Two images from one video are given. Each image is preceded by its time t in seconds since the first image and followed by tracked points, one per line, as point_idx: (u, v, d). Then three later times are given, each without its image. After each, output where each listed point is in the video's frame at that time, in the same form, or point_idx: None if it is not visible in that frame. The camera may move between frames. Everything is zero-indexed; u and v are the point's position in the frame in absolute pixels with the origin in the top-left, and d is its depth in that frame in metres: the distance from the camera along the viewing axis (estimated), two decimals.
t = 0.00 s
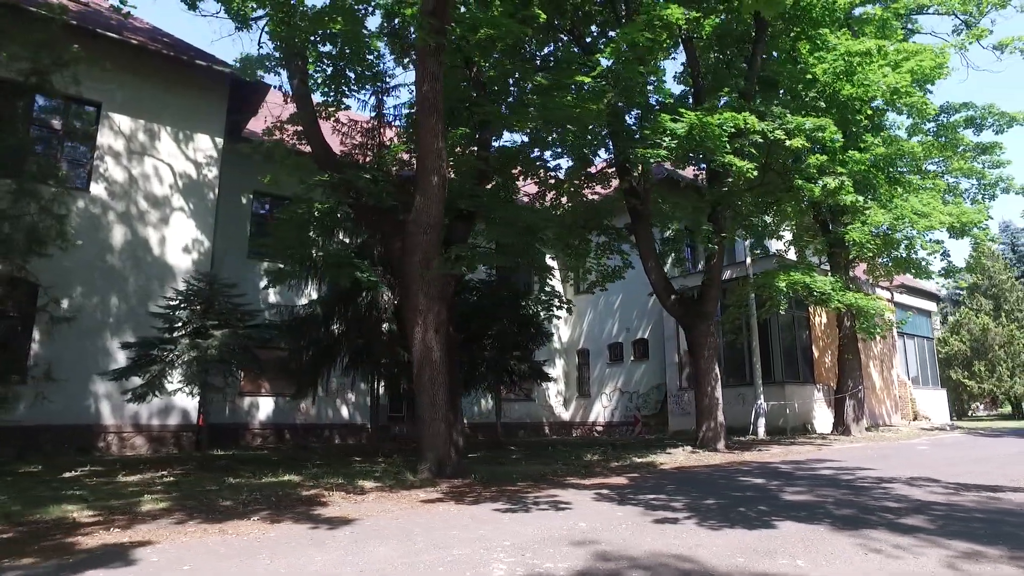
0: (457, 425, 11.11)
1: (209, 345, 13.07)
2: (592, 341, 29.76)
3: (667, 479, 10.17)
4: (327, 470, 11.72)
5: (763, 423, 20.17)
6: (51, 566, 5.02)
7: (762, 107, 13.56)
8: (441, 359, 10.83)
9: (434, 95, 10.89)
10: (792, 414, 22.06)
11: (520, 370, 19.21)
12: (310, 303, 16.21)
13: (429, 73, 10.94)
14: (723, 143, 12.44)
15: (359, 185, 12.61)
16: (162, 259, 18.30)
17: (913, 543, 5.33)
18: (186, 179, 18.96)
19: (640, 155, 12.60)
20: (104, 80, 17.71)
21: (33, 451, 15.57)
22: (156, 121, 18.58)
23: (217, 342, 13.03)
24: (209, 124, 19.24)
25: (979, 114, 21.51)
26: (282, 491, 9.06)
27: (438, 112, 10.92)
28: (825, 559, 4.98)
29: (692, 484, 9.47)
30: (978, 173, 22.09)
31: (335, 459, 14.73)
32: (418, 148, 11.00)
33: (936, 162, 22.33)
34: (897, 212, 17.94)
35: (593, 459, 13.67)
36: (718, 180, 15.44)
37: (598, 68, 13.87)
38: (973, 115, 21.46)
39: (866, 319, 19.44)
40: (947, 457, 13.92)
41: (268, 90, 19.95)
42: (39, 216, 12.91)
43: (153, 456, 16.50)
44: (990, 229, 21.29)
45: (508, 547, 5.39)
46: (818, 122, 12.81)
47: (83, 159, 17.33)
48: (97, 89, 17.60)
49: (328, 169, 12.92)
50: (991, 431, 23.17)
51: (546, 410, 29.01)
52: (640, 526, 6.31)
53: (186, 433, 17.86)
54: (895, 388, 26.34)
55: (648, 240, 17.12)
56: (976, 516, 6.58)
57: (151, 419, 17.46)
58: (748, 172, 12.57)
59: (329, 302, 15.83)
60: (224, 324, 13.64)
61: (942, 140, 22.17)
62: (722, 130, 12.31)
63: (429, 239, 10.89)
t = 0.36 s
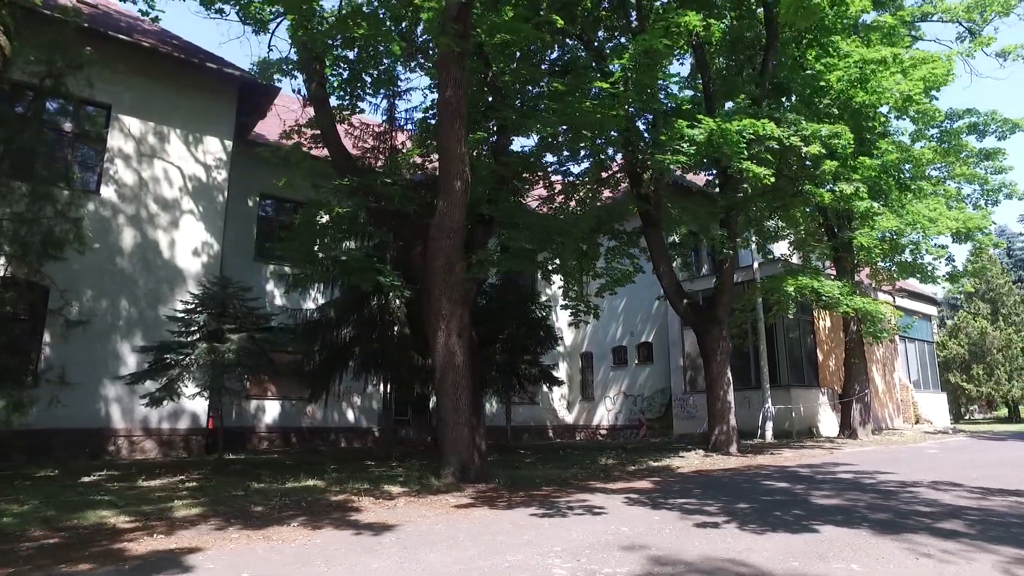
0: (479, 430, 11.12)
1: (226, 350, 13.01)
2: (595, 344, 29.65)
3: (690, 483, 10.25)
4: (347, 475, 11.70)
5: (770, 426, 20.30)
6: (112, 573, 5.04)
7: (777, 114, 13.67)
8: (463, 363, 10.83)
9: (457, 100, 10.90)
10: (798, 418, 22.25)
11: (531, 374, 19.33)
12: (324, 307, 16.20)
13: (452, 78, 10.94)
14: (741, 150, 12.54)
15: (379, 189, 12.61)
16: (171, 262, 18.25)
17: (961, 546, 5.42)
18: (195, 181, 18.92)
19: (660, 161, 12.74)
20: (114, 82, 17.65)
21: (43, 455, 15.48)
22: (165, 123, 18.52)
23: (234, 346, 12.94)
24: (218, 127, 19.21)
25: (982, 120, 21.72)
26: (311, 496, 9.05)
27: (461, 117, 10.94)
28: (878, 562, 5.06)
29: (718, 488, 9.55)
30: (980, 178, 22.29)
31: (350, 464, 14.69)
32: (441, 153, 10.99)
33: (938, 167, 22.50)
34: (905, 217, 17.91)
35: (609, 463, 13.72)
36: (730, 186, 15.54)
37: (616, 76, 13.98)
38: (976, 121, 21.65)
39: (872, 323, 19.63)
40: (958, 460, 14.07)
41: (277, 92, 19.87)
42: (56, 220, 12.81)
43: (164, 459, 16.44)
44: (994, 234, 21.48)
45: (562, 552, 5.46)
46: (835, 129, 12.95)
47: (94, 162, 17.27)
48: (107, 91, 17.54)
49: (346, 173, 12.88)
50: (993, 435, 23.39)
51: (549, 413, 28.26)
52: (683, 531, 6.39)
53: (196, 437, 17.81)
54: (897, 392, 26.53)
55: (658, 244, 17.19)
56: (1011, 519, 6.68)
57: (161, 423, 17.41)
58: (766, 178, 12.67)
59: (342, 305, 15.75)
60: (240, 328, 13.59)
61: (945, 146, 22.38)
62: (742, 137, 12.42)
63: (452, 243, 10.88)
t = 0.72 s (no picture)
0: (505, 433, 11.20)
1: (249, 354, 13.04)
2: (603, 348, 29.86)
3: (716, 485, 10.35)
4: (373, 478, 11.78)
5: (781, 428, 20.46)
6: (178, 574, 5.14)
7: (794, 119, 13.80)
8: (489, 367, 10.93)
9: (483, 106, 10.98)
10: (807, 420, 22.46)
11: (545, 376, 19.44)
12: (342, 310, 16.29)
13: (478, 84, 11.02)
14: (760, 155, 12.69)
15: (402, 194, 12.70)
16: (187, 266, 18.31)
17: (1008, 546, 5.52)
18: (210, 185, 18.98)
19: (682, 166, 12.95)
20: (129, 86, 17.71)
21: (61, 458, 15.53)
22: (180, 127, 18.59)
23: (257, 351, 12.99)
24: (231, 131, 19.29)
25: (989, 125, 21.90)
26: (345, 499, 9.14)
27: (487, 122, 11.02)
28: (929, 561, 5.16)
29: (746, 490, 9.65)
30: (987, 182, 22.46)
31: (369, 467, 14.77)
32: (466, 160, 11.08)
33: (944, 172, 22.37)
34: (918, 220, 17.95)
35: (628, 466, 13.82)
36: (745, 191, 15.70)
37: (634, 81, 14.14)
38: (983, 125, 21.82)
39: (881, 326, 19.77)
40: (973, 462, 14.23)
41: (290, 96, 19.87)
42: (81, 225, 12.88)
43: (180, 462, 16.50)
44: (1001, 238, 21.65)
45: (614, 553, 5.57)
46: (853, 135, 13.10)
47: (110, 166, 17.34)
48: (122, 96, 17.59)
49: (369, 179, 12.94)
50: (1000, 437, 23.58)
51: (557, 416, 28.47)
52: (726, 532, 6.49)
53: (212, 440, 17.86)
54: (903, 394, 26.71)
55: (673, 248, 17.31)
56: None
57: (177, 426, 17.46)
58: (785, 183, 12.83)
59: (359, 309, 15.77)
60: (263, 331, 13.64)
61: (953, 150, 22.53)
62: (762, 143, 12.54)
63: (478, 249, 10.97)
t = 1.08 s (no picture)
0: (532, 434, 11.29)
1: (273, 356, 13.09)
2: (609, 349, 30.04)
3: (742, 485, 10.46)
4: (399, 479, 11.87)
5: (792, 429, 20.60)
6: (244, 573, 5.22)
7: (812, 122, 13.93)
8: (516, 368, 11.03)
9: (509, 110, 11.11)
10: (817, 422, 22.61)
11: (559, 377, 19.54)
12: (360, 312, 16.37)
13: (504, 88, 11.14)
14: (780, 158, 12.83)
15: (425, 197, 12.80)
16: (203, 268, 18.37)
17: None
18: (225, 188, 19.05)
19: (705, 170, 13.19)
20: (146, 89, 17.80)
21: (80, 460, 15.59)
22: (196, 130, 18.69)
23: (281, 352, 13.05)
24: (247, 133, 19.41)
25: (996, 128, 22.09)
26: (380, 500, 9.23)
27: (512, 126, 11.14)
28: (978, 558, 5.28)
29: (775, 490, 9.77)
30: (994, 184, 22.64)
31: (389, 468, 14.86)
32: (492, 163, 11.21)
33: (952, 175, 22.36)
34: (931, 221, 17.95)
35: (647, 466, 13.94)
36: (760, 194, 15.86)
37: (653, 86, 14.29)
38: (991, 129, 22.00)
39: (891, 327, 19.93)
40: (988, 463, 14.39)
41: (304, 97, 20.02)
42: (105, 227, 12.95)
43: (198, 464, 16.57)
44: (1009, 240, 21.81)
45: (668, 551, 5.68)
46: (871, 139, 13.25)
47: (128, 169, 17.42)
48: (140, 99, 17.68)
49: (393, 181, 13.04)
50: (1007, 438, 23.77)
51: (564, 418, 28.90)
52: (770, 531, 6.60)
53: (228, 442, 17.91)
54: (910, 396, 26.88)
55: (687, 250, 17.45)
56: None
57: (193, 428, 17.52)
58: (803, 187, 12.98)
59: (378, 310, 15.85)
60: (286, 333, 13.67)
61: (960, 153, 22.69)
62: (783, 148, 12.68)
63: (505, 251, 11.09)
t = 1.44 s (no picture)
0: (559, 437, 11.40)
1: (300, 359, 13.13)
2: (618, 352, 30.14)
3: (770, 487, 10.58)
4: (426, 481, 11.95)
5: (804, 432, 20.74)
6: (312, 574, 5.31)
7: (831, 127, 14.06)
8: (544, 372, 11.14)
9: (537, 115, 11.20)
10: (828, 424, 22.75)
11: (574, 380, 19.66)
12: (380, 315, 16.46)
13: (532, 94, 11.23)
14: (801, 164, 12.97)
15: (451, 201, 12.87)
16: (220, 272, 18.42)
17: None
18: (242, 191, 19.11)
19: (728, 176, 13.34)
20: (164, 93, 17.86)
21: (101, 462, 15.63)
22: (213, 134, 18.76)
23: (306, 356, 13.12)
24: (264, 137, 19.53)
25: (1005, 132, 22.26)
26: (416, 502, 9.30)
27: (540, 132, 11.24)
28: None
29: (804, 491, 9.89)
30: (1004, 188, 22.79)
31: (411, 471, 14.95)
32: (520, 168, 11.31)
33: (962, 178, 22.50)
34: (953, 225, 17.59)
35: (668, 468, 14.06)
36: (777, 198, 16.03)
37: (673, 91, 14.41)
38: (1000, 133, 22.16)
39: (902, 330, 20.09)
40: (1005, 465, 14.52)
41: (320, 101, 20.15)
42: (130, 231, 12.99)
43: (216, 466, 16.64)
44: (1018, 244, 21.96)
45: (723, 551, 5.80)
46: (891, 145, 13.39)
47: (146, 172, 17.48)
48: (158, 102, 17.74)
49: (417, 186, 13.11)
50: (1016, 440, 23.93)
51: (572, 420, 29.19)
52: (815, 531, 6.72)
53: (245, 444, 17.96)
54: (918, 398, 27.03)
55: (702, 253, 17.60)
56: None
57: (211, 430, 17.57)
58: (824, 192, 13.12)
59: (397, 313, 15.92)
60: (310, 336, 13.72)
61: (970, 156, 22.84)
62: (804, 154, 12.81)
63: (533, 256, 11.21)
